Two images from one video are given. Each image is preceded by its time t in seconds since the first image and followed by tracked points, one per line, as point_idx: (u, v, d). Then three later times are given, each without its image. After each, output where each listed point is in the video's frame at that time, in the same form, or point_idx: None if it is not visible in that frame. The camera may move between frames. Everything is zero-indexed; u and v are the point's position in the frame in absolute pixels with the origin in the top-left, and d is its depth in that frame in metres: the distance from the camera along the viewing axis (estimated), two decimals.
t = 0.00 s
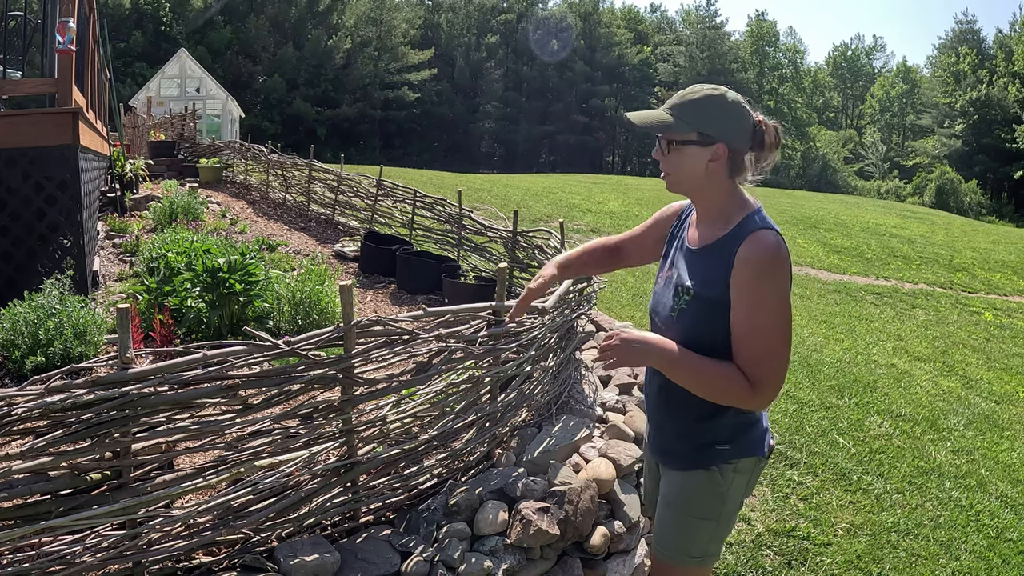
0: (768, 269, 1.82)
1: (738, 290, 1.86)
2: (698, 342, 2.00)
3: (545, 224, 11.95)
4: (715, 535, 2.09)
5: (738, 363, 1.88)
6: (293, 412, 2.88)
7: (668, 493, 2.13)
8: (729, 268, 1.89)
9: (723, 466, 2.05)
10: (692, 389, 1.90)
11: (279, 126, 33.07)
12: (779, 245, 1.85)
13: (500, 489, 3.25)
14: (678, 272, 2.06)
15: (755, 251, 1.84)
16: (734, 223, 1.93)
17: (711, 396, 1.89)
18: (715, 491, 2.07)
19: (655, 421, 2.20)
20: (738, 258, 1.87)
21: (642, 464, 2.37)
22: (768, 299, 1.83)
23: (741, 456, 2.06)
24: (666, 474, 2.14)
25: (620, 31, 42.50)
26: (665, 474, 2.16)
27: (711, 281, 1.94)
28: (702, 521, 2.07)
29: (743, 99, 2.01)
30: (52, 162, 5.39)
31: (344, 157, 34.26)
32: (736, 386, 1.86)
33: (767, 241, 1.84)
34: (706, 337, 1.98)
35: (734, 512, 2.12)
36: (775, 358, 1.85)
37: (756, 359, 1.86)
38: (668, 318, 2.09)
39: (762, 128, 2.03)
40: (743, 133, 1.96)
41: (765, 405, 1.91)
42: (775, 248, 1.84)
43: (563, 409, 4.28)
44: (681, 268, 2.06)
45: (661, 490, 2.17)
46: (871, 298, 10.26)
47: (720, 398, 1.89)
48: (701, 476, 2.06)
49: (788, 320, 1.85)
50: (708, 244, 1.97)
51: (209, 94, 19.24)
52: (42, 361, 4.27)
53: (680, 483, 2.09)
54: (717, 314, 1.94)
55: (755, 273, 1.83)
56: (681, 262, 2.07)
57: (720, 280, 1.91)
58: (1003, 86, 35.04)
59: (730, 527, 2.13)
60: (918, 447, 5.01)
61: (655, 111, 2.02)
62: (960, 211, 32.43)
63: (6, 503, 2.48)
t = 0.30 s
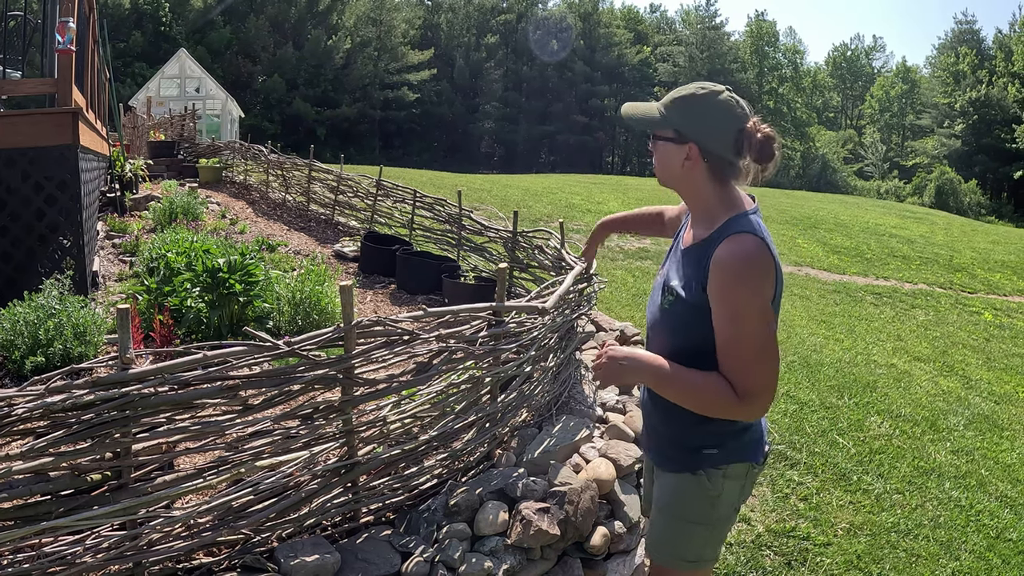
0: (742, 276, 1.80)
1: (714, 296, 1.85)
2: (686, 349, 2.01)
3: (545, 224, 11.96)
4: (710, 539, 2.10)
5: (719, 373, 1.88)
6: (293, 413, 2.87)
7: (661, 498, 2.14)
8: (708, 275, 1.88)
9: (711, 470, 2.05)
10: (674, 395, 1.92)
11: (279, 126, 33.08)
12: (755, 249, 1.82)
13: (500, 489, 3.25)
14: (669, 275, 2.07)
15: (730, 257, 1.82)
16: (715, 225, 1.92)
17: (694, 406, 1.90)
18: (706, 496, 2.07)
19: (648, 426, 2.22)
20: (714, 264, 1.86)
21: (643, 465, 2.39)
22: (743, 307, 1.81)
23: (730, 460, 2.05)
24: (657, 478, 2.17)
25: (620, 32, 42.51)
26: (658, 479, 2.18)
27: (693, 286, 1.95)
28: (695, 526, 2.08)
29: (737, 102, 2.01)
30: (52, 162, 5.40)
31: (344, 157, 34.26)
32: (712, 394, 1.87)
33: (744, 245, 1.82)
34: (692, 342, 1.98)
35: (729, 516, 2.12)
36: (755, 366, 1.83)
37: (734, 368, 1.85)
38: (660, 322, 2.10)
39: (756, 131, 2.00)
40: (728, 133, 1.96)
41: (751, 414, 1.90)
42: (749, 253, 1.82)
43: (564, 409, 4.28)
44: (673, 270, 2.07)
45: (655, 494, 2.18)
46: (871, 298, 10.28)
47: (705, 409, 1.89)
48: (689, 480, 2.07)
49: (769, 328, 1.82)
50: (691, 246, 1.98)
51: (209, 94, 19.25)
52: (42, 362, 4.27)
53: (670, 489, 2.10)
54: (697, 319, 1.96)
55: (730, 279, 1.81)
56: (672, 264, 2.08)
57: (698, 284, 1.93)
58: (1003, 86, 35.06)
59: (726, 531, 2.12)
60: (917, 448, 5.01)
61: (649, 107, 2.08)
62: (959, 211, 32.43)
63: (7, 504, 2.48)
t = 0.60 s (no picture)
0: (737, 272, 1.80)
1: (706, 296, 1.85)
2: (681, 345, 2.01)
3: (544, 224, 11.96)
4: (702, 539, 2.10)
5: (709, 372, 1.88)
6: (292, 414, 2.87)
7: (653, 495, 2.16)
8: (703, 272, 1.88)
9: (701, 471, 2.05)
10: (665, 393, 1.93)
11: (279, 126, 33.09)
12: (752, 246, 1.82)
13: (500, 490, 3.25)
14: (668, 272, 2.07)
15: (724, 255, 1.82)
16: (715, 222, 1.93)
17: (683, 400, 1.90)
18: (699, 497, 2.07)
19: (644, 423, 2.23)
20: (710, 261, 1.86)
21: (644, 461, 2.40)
22: (736, 306, 1.80)
23: (721, 463, 2.05)
24: (650, 476, 2.18)
25: (620, 32, 42.52)
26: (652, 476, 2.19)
27: (688, 285, 1.96)
28: (686, 525, 2.09)
29: (737, 100, 2.00)
30: (51, 163, 5.40)
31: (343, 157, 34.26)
32: (702, 394, 1.87)
33: (739, 242, 1.82)
34: (686, 338, 1.99)
35: (723, 518, 2.11)
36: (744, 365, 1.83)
37: (723, 367, 1.85)
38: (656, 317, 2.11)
39: (755, 129, 1.99)
40: (727, 131, 1.94)
41: (738, 414, 1.91)
42: (743, 252, 1.81)
43: (563, 409, 4.28)
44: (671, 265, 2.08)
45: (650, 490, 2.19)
46: (871, 298, 10.28)
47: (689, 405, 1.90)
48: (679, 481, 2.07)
49: (759, 329, 1.82)
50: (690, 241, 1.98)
51: (209, 93, 19.25)
52: (41, 362, 4.27)
53: (661, 487, 2.12)
54: (691, 318, 1.96)
55: (721, 277, 1.81)
56: (672, 261, 2.08)
57: (694, 283, 1.93)
58: (1002, 86, 35.08)
59: (719, 533, 2.12)
60: (917, 448, 5.01)
61: (652, 109, 2.08)
62: (959, 211, 32.43)
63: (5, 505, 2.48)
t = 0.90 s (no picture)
0: (751, 273, 1.80)
1: (720, 294, 1.85)
2: (688, 345, 2.01)
3: (544, 225, 11.97)
4: (702, 540, 2.10)
5: (721, 372, 1.88)
6: (291, 413, 2.87)
7: (654, 496, 2.15)
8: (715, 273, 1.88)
9: (706, 471, 2.05)
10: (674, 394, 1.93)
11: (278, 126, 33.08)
12: (764, 248, 1.82)
13: (498, 490, 3.25)
14: (674, 271, 2.06)
15: (738, 256, 1.82)
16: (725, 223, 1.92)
17: (694, 401, 1.90)
18: (701, 497, 2.07)
19: (643, 423, 2.22)
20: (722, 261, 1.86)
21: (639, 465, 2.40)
22: (750, 306, 1.80)
23: (725, 462, 2.05)
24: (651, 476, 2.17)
25: (619, 32, 42.54)
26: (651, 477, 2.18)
27: (697, 284, 1.95)
28: (687, 526, 2.09)
29: (743, 101, 2.01)
30: (50, 163, 5.40)
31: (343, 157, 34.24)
32: (715, 392, 1.87)
33: (751, 243, 1.82)
34: (694, 337, 1.98)
35: (723, 519, 2.12)
36: (758, 364, 1.84)
37: (736, 366, 1.85)
38: (660, 317, 2.10)
39: (762, 128, 2.00)
40: (734, 129, 1.94)
41: (752, 413, 1.91)
42: (756, 253, 1.81)
43: (562, 409, 4.28)
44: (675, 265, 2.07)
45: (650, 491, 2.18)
46: (870, 299, 10.28)
47: (702, 405, 1.90)
48: (683, 481, 2.07)
49: (774, 330, 1.83)
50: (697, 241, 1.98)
51: (208, 94, 19.25)
52: (40, 362, 4.26)
53: (663, 488, 2.11)
54: (701, 318, 1.95)
55: (736, 278, 1.81)
56: (676, 261, 2.07)
57: (704, 283, 1.93)
58: (1002, 87, 35.10)
59: (720, 533, 2.13)
60: (916, 448, 5.01)
61: (655, 108, 2.08)
62: (959, 212, 32.40)
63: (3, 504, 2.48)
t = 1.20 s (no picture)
0: (766, 265, 1.81)
1: (735, 290, 1.85)
2: (699, 343, 1.99)
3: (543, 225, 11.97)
4: (714, 538, 2.11)
5: (745, 366, 1.87)
6: (290, 414, 2.88)
7: (663, 500, 2.14)
8: (726, 268, 1.88)
9: (720, 470, 2.07)
10: (697, 397, 1.89)
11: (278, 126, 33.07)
12: (774, 239, 1.84)
13: (497, 490, 3.25)
14: (674, 272, 2.05)
15: (753, 249, 1.82)
16: (729, 220, 1.93)
17: (716, 400, 1.88)
18: (714, 496, 2.08)
19: (644, 428, 2.20)
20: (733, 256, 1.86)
21: (631, 467, 2.38)
22: (768, 299, 1.81)
23: (739, 459, 2.08)
24: (658, 479, 2.15)
25: (619, 32, 42.58)
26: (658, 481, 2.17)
27: (705, 280, 1.94)
28: (697, 526, 2.09)
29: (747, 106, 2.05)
30: (49, 163, 5.41)
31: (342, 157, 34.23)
32: (745, 388, 1.85)
33: (762, 237, 1.84)
34: (705, 336, 1.97)
35: (732, 516, 2.14)
36: (780, 352, 1.85)
37: (760, 358, 1.85)
38: (663, 320, 2.08)
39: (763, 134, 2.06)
40: (748, 137, 1.98)
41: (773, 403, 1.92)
42: (769, 245, 1.83)
43: (561, 409, 4.29)
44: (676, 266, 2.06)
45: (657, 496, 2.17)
46: (869, 299, 10.29)
47: (727, 404, 1.88)
48: (697, 482, 2.07)
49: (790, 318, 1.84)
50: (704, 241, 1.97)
51: (207, 94, 19.25)
52: (40, 362, 4.27)
53: (674, 491, 2.10)
54: (715, 314, 1.94)
55: (754, 271, 1.82)
56: (677, 263, 2.06)
57: (714, 279, 1.92)
58: (1001, 87, 35.16)
59: (728, 529, 2.14)
60: (915, 448, 5.02)
61: (666, 106, 2.02)
62: (958, 212, 32.39)
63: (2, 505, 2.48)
